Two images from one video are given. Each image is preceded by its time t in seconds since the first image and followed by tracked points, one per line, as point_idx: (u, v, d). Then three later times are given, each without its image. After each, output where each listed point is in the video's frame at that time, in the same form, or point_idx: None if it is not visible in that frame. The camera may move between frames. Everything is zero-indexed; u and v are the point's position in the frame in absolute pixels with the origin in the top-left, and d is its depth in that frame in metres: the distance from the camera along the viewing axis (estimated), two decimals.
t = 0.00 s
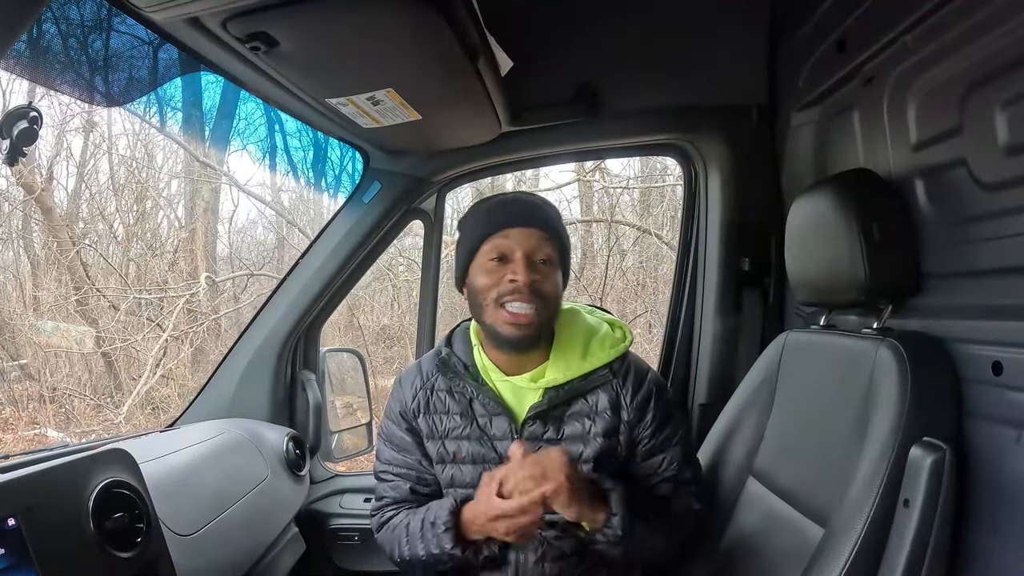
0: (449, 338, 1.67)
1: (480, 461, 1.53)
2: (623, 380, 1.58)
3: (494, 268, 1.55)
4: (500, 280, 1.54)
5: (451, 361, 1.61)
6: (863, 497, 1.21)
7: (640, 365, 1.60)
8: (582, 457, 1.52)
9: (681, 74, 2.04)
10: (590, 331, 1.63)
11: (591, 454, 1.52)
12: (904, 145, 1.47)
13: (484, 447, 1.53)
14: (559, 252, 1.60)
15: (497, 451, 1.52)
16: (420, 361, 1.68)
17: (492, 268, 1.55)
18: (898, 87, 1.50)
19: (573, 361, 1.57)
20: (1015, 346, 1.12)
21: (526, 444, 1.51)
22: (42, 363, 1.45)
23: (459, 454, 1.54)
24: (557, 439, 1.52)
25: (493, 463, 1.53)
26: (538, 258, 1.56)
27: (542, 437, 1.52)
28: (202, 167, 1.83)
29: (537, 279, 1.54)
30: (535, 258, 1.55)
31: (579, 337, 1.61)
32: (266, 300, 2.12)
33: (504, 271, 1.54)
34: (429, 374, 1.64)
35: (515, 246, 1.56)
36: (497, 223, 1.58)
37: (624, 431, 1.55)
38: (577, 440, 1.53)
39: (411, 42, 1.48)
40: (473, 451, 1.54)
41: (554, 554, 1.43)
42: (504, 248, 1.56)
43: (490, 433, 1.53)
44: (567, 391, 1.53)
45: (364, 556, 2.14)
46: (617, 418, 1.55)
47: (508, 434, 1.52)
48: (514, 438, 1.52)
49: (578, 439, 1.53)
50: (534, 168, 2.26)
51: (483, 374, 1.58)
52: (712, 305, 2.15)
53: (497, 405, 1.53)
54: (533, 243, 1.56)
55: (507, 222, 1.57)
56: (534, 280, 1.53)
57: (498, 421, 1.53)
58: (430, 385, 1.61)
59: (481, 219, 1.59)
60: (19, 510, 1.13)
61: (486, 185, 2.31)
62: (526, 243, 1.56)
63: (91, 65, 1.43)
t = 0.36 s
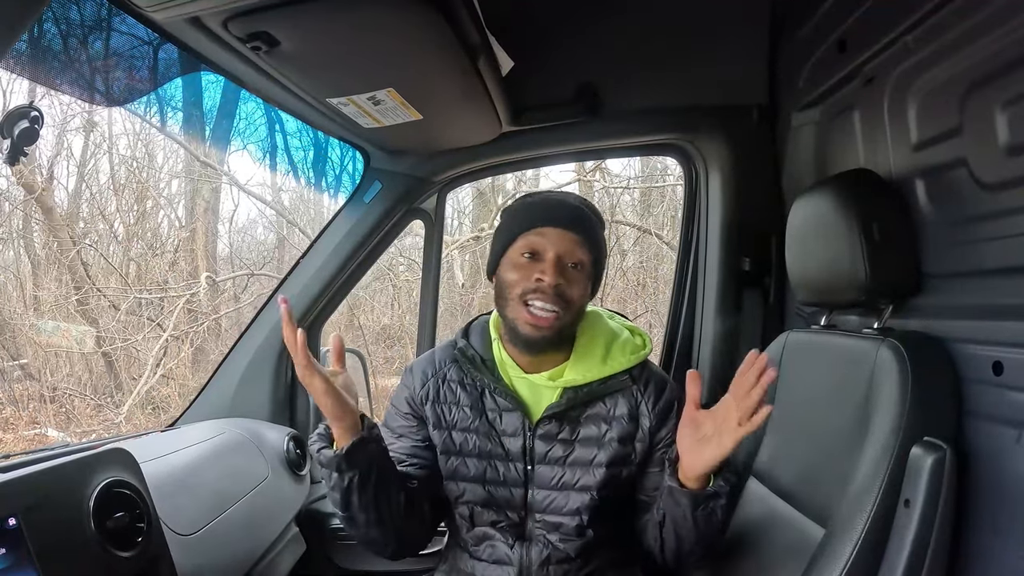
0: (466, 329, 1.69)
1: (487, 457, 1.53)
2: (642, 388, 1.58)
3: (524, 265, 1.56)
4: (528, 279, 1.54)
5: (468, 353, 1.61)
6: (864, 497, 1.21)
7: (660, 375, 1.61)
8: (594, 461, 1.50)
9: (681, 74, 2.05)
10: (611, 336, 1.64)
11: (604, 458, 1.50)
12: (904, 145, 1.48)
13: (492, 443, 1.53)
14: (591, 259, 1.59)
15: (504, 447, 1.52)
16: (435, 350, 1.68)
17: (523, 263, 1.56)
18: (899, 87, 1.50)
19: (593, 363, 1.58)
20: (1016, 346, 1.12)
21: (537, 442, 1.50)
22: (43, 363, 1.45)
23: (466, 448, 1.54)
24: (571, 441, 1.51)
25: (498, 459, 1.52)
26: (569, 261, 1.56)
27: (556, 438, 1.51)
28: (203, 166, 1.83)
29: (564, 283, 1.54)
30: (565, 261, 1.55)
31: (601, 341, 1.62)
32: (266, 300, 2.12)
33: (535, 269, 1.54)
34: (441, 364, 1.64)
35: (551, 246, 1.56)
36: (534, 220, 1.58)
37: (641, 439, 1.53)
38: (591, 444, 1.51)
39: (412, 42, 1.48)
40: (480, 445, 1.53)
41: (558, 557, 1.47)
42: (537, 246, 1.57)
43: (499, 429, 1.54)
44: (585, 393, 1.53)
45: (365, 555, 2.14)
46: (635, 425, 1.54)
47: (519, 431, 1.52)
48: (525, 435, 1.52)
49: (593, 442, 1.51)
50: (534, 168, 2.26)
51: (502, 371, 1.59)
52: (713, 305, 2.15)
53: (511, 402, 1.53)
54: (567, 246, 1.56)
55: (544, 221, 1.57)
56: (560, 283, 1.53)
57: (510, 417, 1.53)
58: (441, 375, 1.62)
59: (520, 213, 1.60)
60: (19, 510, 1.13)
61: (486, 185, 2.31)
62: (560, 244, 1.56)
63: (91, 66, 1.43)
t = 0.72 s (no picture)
0: (469, 330, 1.69)
1: (489, 459, 1.53)
2: (646, 392, 1.57)
3: (539, 269, 1.55)
4: (542, 285, 1.54)
5: (472, 355, 1.61)
6: (864, 496, 1.21)
7: (662, 379, 1.61)
8: (596, 464, 1.50)
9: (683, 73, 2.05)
10: (615, 339, 1.64)
11: (607, 462, 1.50)
12: (904, 145, 1.48)
13: (494, 444, 1.53)
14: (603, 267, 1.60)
15: (507, 449, 1.52)
16: (437, 351, 1.68)
17: (538, 267, 1.55)
18: (899, 87, 1.50)
19: (596, 366, 1.57)
20: (1017, 346, 1.13)
21: (540, 445, 1.50)
22: (44, 362, 1.45)
23: (468, 450, 1.54)
24: (574, 444, 1.51)
25: (501, 462, 1.52)
26: (583, 270, 1.56)
27: (559, 441, 1.51)
28: (203, 166, 1.83)
29: (577, 292, 1.55)
30: (580, 270, 1.55)
31: (604, 345, 1.62)
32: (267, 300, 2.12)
33: (550, 274, 1.54)
34: (444, 365, 1.64)
35: (567, 252, 1.55)
36: (552, 224, 1.57)
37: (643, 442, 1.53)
38: (594, 448, 1.51)
39: (412, 42, 1.48)
40: (483, 447, 1.53)
41: (559, 558, 1.47)
42: (553, 251, 1.56)
43: (501, 431, 1.54)
44: (588, 397, 1.53)
45: (365, 555, 2.14)
46: (638, 429, 1.54)
47: (522, 433, 1.52)
48: (528, 438, 1.51)
49: (595, 446, 1.51)
50: (534, 168, 2.26)
51: (505, 373, 1.59)
52: (713, 305, 2.15)
53: (514, 403, 1.53)
54: (584, 254, 1.56)
55: (562, 226, 1.57)
56: (573, 293, 1.54)
57: (512, 418, 1.53)
58: (444, 376, 1.62)
59: (540, 214, 1.58)
60: (20, 509, 1.13)
61: (486, 184, 2.31)
62: (577, 251, 1.56)
63: (93, 66, 1.43)
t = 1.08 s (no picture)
0: (465, 329, 1.68)
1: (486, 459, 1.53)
2: (641, 392, 1.57)
3: (534, 264, 1.55)
4: (538, 279, 1.54)
5: (468, 355, 1.61)
6: (864, 497, 1.21)
7: (658, 379, 1.60)
8: (592, 465, 1.51)
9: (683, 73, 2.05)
10: (610, 338, 1.64)
11: (602, 462, 1.50)
12: (904, 145, 1.48)
13: (491, 444, 1.53)
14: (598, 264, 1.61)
15: (504, 449, 1.52)
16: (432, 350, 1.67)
17: (533, 262, 1.55)
18: (899, 88, 1.50)
19: (591, 366, 1.57)
20: (1017, 346, 1.13)
21: (536, 445, 1.51)
22: (44, 362, 1.45)
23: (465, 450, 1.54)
24: (569, 445, 1.51)
25: (498, 462, 1.52)
26: (578, 265, 1.56)
27: (554, 441, 1.51)
28: (203, 166, 1.83)
29: (573, 285, 1.55)
30: (576, 265, 1.56)
31: (599, 344, 1.62)
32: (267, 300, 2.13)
33: (545, 268, 1.54)
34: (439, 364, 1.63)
35: (562, 247, 1.56)
36: (548, 221, 1.58)
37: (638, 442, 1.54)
38: (588, 448, 1.51)
39: (413, 42, 1.48)
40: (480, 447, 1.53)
41: (558, 560, 1.48)
42: (548, 247, 1.56)
43: (499, 431, 1.54)
44: (583, 397, 1.54)
45: (365, 555, 2.14)
46: (632, 429, 1.54)
47: (518, 433, 1.52)
48: (523, 438, 1.52)
49: (590, 447, 1.51)
50: (534, 168, 2.26)
51: (500, 372, 1.58)
52: (713, 305, 2.15)
53: (509, 404, 1.53)
54: (578, 249, 1.57)
55: (557, 222, 1.58)
56: (569, 286, 1.54)
57: (508, 418, 1.53)
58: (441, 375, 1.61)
59: (536, 212, 1.60)
60: (20, 509, 1.13)
61: (487, 185, 2.32)
62: (571, 247, 1.56)
63: (93, 66, 1.43)
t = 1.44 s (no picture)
0: (466, 329, 1.70)
1: (486, 460, 1.52)
2: (641, 396, 1.58)
3: (534, 264, 1.51)
4: (539, 279, 1.49)
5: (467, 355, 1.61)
6: (863, 497, 1.21)
7: (658, 383, 1.61)
8: (592, 468, 1.51)
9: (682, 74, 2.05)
10: (611, 340, 1.63)
11: (602, 466, 1.51)
12: (904, 145, 1.48)
13: (492, 445, 1.53)
14: (602, 265, 1.55)
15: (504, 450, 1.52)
16: (433, 349, 1.68)
17: (533, 263, 1.51)
18: (899, 88, 1.50)
19: (591, 369, 1.56)
20: (1016, 346, 1.12)
21: (536, 448, 1.50)
22: (44, 362, 1.45)
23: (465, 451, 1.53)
24: (569, 448, 1.51)
25: (499, 464, 1.52)
26: (580, 265, 1.51)
27: (554, 444, 1.51)
28: (203, 166, 1.83)
29: (575, 286, 1.49)
30: (577, 265, 1.51)
31: (601, 346, 1.61)
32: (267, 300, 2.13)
33: (545, 269, 1.49)
34: (441, 364, 1.64)
35: (562, 247, 1.52)
36: (548, 222, 1.55)
37: (638, 445, 1.54)
38: (588, 451, 1.51)
39: (413, 42, 1.48)
40: (480, 449, 1.53)
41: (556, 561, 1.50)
42: (549, 247, 1.52)
43: (500, 433, 1.53)
44: (583, 402, 1.53)
45: (365, 555, 2.14)
46: (632, 432, 1.55)
47: (517, 436, 1.52)
48: (523, 441, 1.52)
49: (590, 450, 1.51)
50: (534, 168, 2.26)
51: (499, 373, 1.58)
52: (712, 305, 2.15)
53: (510, 407, 1.53)
54: (580, 249, 1.52)
55: (558, 222, 1.54)
56: (570, 287, 1.48)
57: (509, 421, 1.53)
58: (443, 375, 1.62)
59: (537, 211, 1.56)
60: (19, 509, 1.13)
61: (487, 184, 2.31)
62: (573, 247, 1.52)
63: (93, 65, 1.43)
